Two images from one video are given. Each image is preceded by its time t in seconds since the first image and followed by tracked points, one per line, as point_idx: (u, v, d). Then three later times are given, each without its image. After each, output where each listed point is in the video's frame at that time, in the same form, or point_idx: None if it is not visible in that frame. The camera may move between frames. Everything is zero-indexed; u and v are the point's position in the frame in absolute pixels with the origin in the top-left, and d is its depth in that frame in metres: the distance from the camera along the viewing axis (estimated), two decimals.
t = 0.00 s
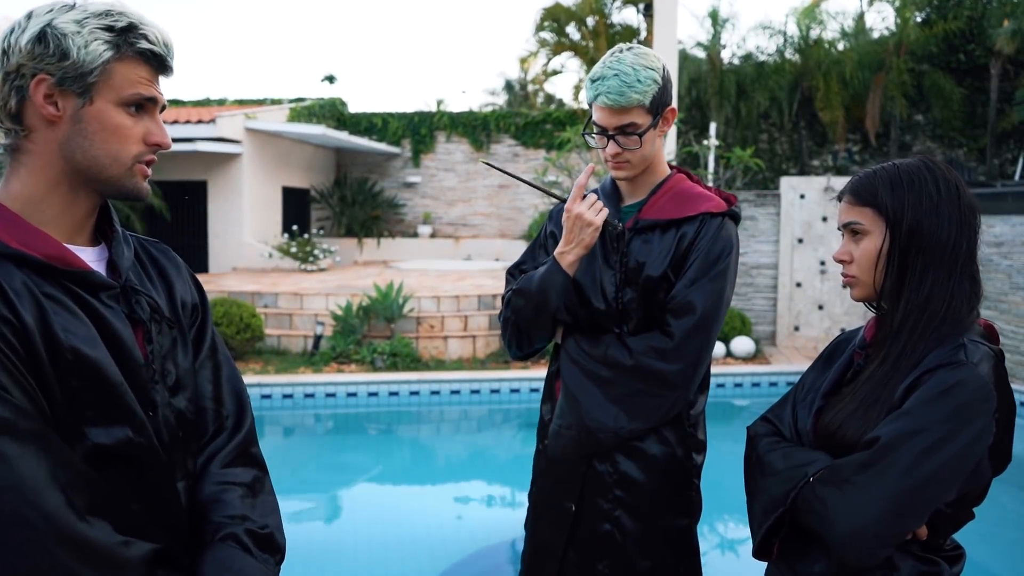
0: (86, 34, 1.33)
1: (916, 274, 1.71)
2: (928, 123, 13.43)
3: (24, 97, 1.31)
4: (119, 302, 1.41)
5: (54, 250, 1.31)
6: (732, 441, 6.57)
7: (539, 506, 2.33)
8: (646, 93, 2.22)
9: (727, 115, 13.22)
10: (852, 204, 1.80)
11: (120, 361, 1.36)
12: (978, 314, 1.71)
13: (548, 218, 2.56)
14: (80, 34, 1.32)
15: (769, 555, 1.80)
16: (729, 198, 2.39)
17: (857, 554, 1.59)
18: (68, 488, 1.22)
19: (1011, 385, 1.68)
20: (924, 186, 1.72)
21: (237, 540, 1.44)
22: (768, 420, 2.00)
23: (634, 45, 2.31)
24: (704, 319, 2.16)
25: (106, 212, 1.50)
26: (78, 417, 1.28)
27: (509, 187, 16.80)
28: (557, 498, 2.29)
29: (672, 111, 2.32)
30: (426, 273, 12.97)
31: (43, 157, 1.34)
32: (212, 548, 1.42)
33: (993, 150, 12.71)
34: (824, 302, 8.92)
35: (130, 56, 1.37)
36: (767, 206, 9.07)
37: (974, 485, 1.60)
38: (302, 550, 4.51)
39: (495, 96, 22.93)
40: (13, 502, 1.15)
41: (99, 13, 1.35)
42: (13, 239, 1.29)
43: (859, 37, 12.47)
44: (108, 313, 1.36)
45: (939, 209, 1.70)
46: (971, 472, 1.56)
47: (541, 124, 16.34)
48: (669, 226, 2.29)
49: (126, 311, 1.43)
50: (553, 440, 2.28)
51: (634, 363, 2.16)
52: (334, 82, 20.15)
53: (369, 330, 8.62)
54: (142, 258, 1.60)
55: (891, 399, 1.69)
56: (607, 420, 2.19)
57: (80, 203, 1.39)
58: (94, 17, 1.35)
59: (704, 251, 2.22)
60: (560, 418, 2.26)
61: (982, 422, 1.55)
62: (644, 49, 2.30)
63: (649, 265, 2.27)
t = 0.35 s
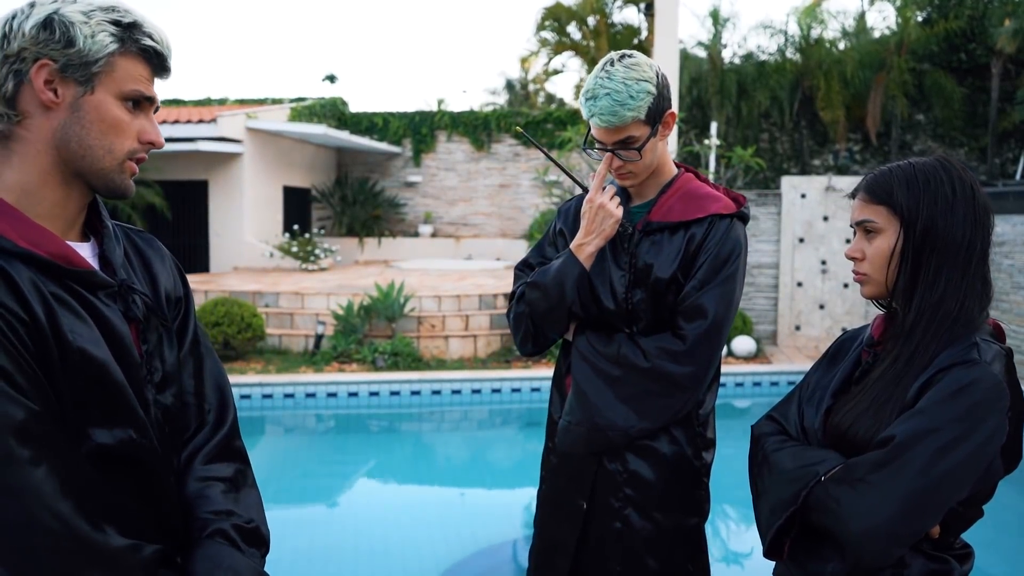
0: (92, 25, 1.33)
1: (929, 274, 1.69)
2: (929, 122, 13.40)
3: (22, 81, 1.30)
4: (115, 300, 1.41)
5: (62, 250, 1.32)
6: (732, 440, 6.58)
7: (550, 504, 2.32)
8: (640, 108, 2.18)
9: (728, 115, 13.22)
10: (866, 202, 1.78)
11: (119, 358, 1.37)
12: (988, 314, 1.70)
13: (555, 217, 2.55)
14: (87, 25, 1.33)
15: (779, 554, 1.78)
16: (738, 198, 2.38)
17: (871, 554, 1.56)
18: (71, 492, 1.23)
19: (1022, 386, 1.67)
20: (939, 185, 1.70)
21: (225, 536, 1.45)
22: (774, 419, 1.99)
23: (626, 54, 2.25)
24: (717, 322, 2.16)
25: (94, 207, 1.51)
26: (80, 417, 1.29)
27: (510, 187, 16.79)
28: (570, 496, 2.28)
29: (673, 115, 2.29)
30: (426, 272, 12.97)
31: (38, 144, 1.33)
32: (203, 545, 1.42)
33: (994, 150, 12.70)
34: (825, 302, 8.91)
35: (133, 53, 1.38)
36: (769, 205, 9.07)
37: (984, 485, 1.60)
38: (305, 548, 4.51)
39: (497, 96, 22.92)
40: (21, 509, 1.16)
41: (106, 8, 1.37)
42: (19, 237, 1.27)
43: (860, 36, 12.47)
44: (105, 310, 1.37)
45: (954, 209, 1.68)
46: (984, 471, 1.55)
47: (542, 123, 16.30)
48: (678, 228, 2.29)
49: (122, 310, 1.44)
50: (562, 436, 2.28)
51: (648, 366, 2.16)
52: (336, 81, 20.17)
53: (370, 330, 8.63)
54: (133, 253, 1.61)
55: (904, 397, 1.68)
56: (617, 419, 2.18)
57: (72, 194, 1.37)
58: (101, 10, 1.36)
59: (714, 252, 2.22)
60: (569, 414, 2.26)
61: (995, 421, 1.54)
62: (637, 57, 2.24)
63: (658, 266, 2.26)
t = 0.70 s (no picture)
0: (157, 42, 1.33)
1: (934, 275, 1.70)
2: (929, 122, 13.40)
3: (83, 90, 1.32)
4: (149, 306, 1.43)
5: (105, 259, 1.33)
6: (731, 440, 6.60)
7: (553, 504, 2.34)
8: (647, 112, 2.19)
9: (728, 115, 13.24)
10: (869, 204, 1.78)
11: (149, 361, 1.39)
12: (994, 312, 1.70)
13: (561, 216, 2.56)
14: (152, 41, 1.32)
15: (786, 552, 1.79)
16: (743, 200, 2.39)
17: (877, 551, 1.57)
18: (99, 495, 1.24)
19: None
20: (942, 185, 1.71)
21: (235, 538, 1.48)
22: (780, 418, 2.00)
23: (631, 58, 2.25)
24: (722, 322, 2.16)
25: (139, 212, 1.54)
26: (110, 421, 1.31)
27: (511, 187, 16.80)
28: (573, 496, 2.30)
29: (679, 117, 2.29)
30: (426, 272, 12.98)
31: (92, 151, 1.36)
32: (210, 548, 1.44)
33: (995, 151, 12.69)
34: (825, 302, 8.91)
35: (195, 71, 1.38)
36: (769, 205, 9.07)
37: (990, 481, 1.60)
38: (308, 547, 4.53)
39: (498, 96, 22.93)
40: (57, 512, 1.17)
41: (175, 23, 1.36)
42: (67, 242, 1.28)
43: (861, 36, 12.46)
44: (140, 315, 1.38)
45: (957, 209, 1.68)
46: (990, 467, 1.56)
47: (543, 123, 16.29)
48: (684, 228, 2.30)
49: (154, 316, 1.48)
50: (564, 435, 2.29)
51: (652, 365, 2.17)
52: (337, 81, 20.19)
53: (370, 330, 8.65)
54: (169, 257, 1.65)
55: (908, 396, 1.69)
56: (622, 419, 2.20)
57: (119, 199, 1.41)
58: (171, 26, 1.35)
59: (720, 253, 2.23)
60: (570, 413, 2.27)
61: (1000, 418, 1.55)
62: (642, 61, 2.24)
63: (663, 266, 2.27)
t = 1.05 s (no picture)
0: (239, 68, 1.40)
1: (935, 274, 1.70)
2: (930, 121, 13.38)
3: (171, 110, 1.41)
4: (217, 304, 1.53)
5: (180, 260, 1.42)
6: (731, 438, 6.62)
7: (551, 505, 2.33)
8: (659, 93, 2.22)
9: (728, 114, 13.23)
10: (871, 202, 1.78)
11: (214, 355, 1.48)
12: (995, 308, 1.71)
13: (562, 214, 2.56)
14: (234, 68, 1.40)
15: (789, 548, 1.79)
16: (743, 201, 2.39)
17: (879, 547, 1.57)
18: (170, 475, 1.33)
19: None
20: (943, 184, 1.71)
21: (287, 524, 1.57)
22: (782, 416, 2.00)
23: (645, 47, 2.31)
24: (720, 321, 2.17)
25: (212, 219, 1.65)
26: (180, 409, 1.40)
27: (511, 186, 16.81)
28: (572, 497, 2.29)
29: (686, 110, 2.34)
30: (426, 271, 12.98)
31: (177, 166, 1.47)
32: (265, 530, 1.53)
33: (995, 148, 12.69)
34: (825, 301, 8.91)
35: (272, 96, 1.46)
36: (769, 204, 9.08)
37: (990, 476, 1.61)
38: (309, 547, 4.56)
39: (498, 95, 22.92)
40: (136, 485, 1.27)
41: (254, 51, 1.43)
42: (148, 244, 1.38)
43: (861, 35, 12.45)
44: (207, 311, 1.47)
45: (958, 208, 1.68)
46: (990, 461, 1.57)
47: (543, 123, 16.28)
48: (684, 227, 2.30)
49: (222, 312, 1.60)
50: (562, 436, 2.29)
51: (649, 364, 2.17)
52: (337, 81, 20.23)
53: (371, 329, 8.64)
54: (238, 257, 1.78)
55: (908, 392, 1.69)
56: (620, 418, 2.19)
57: (196, 207, 1.52)
58: (251, 54, 1.42)
59: (718, 253, 2.23)
60: (568, 413, 2.27)
61: (1001, 412, 1.55)
62: (656, 50, 2.30)
63: (663, 266, 2.28)
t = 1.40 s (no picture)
0: (284, 80, 1.62)
1: (937, 272, 1.70)
2: (930, 119, 13.38)
3: (229, 122, 1.61)
4: (269, 289, 1.71)
5: (237, 246, 1.63)
6: (730, 436, 6.64)
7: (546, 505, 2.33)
8: (662, 79, 2.24)
9: (729, 112, 13.21)
10: (874, 199, 1.78)
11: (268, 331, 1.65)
12: (995, 306, 1.71)
13: (559, 213, 2.55)
14: (282, 80, 1.61)
15: (789, 544, 1.79)
16: (741, 200, 2.38)
17: (882, 544, 1.57)
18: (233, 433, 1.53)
19: None
20: (945, 182, 1.71)
21: (336, 489, 1.69)
22: (780, 412, 1.99)
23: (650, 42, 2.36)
24: (714, 317, 2.16)
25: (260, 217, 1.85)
26: (242, 378, 1.58)
27: (511, 185, 16.81)
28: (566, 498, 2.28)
29: (688, 106, 2.34)
30: (426, 270, 12.98)
31: (233, 169, 1.66)
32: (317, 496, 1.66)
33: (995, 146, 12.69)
34: (825, 299, 8.91)
35: (311, 101, 1.67)
36: (769, 203, 9.09)
37: (992, 472, 1.61)
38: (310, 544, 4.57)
39: (498, 94, 22.91)
40: (207, 437, 1.47)
41: (294, 63, 1.64)
42: (206, 228, 1.59)
43: (861, 33, 12.43)
44: (261, 294, 1.66)
45: (961, 207, 1.68)
46: (992, 458, 1.57)
47: (543, 121, 16.36)
48: (679, 224, 2.29)
49: (273, 297, 1.73)
50: (557, 436, 2.28)
51: (640, 361, 2.16)
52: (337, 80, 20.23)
53: (371, 329, 8.63)
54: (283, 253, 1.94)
55: (909, 389, 1.69)
56: (612, 417, 2.19)
57: (248, 204, 1.71)
58: (291, 67, 1.64)
59: (712, 251, 2.22)
60: (563, 414, 2.27)
61: (1003, 408, 1.55)
62: (661, 44, 2.34)
63: (658, 264, 2.27)
